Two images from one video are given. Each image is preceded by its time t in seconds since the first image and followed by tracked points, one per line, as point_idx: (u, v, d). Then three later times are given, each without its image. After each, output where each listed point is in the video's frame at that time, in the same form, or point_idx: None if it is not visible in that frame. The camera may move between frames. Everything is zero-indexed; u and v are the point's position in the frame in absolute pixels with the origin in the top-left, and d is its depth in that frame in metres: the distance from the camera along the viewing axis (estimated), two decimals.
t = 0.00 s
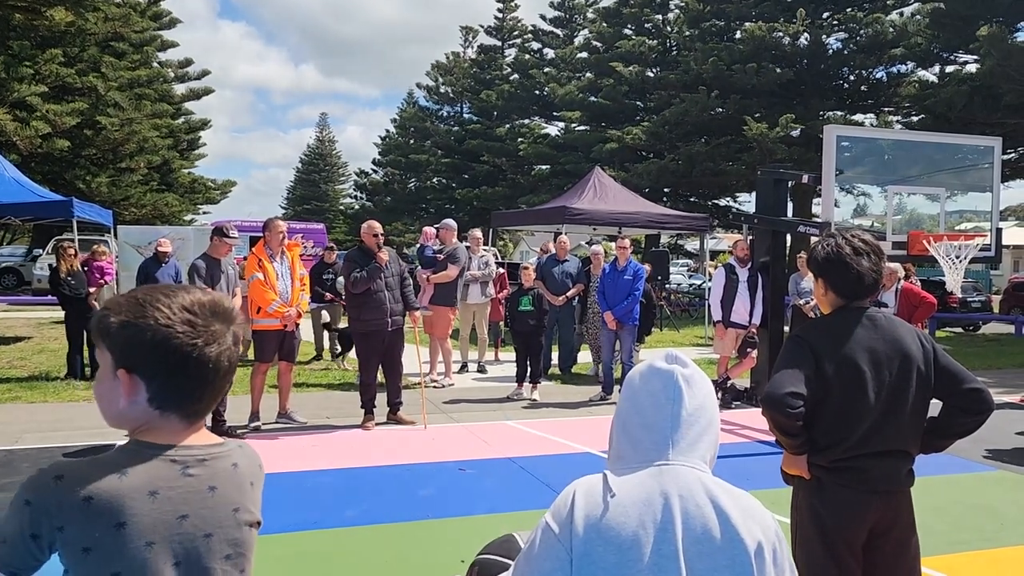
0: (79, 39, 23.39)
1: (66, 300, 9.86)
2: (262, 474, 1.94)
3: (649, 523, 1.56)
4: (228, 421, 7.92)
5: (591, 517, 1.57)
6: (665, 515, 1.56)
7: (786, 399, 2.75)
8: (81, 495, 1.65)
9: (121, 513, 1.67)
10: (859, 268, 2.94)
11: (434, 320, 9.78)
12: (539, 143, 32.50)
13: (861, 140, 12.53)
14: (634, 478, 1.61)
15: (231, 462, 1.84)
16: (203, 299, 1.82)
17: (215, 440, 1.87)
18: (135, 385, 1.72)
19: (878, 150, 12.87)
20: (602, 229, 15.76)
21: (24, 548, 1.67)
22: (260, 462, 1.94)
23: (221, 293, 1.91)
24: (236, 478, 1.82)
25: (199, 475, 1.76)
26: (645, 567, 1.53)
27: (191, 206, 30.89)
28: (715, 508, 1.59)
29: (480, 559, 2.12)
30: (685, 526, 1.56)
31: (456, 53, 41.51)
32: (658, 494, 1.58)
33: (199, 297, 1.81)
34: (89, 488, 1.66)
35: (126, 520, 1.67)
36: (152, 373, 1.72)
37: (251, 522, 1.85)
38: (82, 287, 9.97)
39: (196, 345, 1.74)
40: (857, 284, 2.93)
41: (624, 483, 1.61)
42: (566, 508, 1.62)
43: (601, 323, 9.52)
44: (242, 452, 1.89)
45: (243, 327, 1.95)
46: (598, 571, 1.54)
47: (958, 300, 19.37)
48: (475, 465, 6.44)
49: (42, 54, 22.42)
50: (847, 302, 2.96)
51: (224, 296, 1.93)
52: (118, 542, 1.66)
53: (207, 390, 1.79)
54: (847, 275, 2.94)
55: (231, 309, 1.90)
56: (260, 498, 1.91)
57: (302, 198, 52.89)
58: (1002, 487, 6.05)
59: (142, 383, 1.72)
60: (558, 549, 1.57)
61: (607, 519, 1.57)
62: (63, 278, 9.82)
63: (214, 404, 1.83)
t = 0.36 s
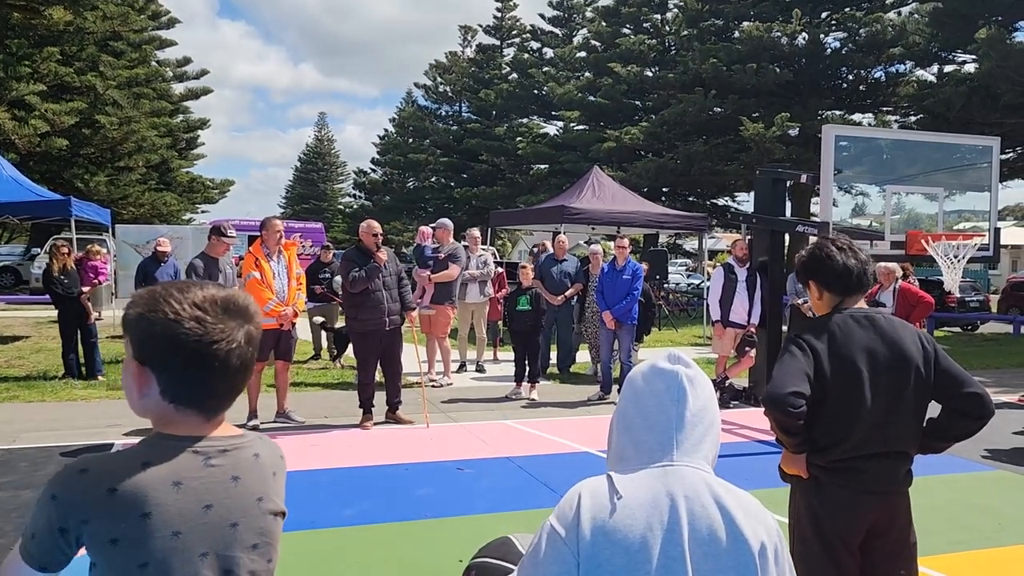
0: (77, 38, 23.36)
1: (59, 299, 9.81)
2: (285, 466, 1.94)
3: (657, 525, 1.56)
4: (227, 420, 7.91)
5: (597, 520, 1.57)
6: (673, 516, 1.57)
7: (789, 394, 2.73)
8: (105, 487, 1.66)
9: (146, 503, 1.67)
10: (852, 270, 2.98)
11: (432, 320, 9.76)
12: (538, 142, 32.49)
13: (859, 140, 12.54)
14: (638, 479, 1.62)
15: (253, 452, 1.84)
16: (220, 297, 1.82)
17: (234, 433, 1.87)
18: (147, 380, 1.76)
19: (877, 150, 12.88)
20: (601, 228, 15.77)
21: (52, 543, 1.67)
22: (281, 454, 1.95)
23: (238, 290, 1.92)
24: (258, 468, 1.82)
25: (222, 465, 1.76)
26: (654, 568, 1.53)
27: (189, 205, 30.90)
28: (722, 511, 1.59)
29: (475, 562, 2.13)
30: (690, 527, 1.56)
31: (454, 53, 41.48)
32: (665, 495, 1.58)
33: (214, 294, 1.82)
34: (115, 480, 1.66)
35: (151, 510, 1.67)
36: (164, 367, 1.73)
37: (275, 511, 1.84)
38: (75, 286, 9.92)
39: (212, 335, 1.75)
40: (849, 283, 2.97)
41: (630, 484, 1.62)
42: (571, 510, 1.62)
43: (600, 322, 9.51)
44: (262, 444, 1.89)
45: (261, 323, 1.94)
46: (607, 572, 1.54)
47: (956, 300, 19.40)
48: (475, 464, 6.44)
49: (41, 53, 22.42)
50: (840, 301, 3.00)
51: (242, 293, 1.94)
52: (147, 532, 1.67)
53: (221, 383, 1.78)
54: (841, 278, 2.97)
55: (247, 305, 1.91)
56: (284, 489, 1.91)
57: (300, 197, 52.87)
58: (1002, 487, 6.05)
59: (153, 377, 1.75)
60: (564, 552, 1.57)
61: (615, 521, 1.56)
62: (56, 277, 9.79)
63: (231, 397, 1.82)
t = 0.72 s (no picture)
0: (75, 37, 23.36)
1: (52, 299, 9.79)
2: (272, 478, 1.90)
3: (655, 523, 1.56)
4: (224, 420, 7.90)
5: (595, 517, 1.57)
6: (669, 514, 1.57)
7: (790, 389, 2.74)
8: (74, 494, 1.69)
9: (111, 515, 1.68)
10: (844, 275, 3.09)
11: (430, 319, 9.76)
12: (536, 142, 32.50)
13: (858, 139, 12.54)
14: (637, 476, 1.62)
15: (231, 465, 1.81)
16: (198, 300, 1.82)
17: (217, 443, 1.85)
18: (121, 383, 1.77)
19: (875, 150, 12.89)
20: (599, 228, 15.77)
21: (26, 547, 1.73)
22: (270, 466, 1.91)
23: (223, 295, 1.92)
24: (235, 482, 1.79)
25: (195, 478, 1.74)
26: (652, 568, 1.54)
27: (187, 205, 30.89)
28: (719, 511, 1.60)
29: (471, 561, 2.13)
30: (687, 525, 1.57)
31: (453, 52, 41.48)
32: (662, 493, 1.59)
33: (190, 299, 1.82)
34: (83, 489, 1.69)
35: (115, 522, 1.67)
36: (138, 370, 1.74)
37: (253, 527, 1.80)
38: (69, 285, 9.89)
39: (181, 333, 1.75)
40: (833, 283, 3.09)
41: (627, 482, 1.62)
42: (570, 508, 1.61)
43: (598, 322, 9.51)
44: (244, 457, 1.85)
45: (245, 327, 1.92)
46: (603, 571, 1.54)
47: (953, 300, 19.44)
48: (473, 464, 6.44)
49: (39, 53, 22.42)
50: (830, 302, 3.09)
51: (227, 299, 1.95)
52: (111, 543, 1.67)
53: (197, 383, 1.77)
54: (832, 282, 3.09)
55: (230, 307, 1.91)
56: (269, 502, 1.87)
57: (299, 196, 52.86)
58: (1000, 487, 6.04)
59: (128, 381, 1.76)
60: (563, 550, 1.57)
61: (612, 519, 1.57)
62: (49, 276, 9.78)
63: (206, 401, 1.80)
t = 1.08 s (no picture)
0: (74, 37, 23.35)
1: (49, 299, 9.94)
2: (243, 486, 1.85)
3: (655, 521, 1.56)
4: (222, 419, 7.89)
5: (595, 513, 1.57)
6: (669, 512, 1.57)
7: (796, 381, 2.74)
8: (26, 505, 1.67)
9: (66, 526, 1.65)
10: (850, 282, 3.14)
11: (430, 318, 9.77)
12: (535, 142, 32.50)
13: (856, 140, 12.56)
14: (636, 476, 1.62)
15: (194, 475, 1.76)
16: (144, 300, 1.77)
17: (180, 450, 1.80)
18: (72, 387, 1.75)
19: (874, 150, 12.91)
20: (598, 228, 15.77)
21: None
22: (241, 473, 1.86)
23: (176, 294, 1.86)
24: (197, 494, 1.74)
25: (152, 489, 1.70)
26: (651, 567, 1.54)
27: (186, 204, 30.88)
28: (719, 510, 1.60)
29: (469, 560, 2.12)
30: (688, 523, 1.57)
31: (452, 52, 41.48)
32: (663, 492, 1.59)
33: (137, 299, 1.77)
34: (37, 499, 1.67)
35: (70, 533, 1.65)
36: (81, 375, 1.72)
37: (218, 539, 1.76)
38: (65, 285, 10.02)
39: (117, 332, 1.70)
40: (837, 288, 3.15)
41: (628, 480, 1.61)
42: (570, 505, 1.61)
43: (597, 322, 9.50)
44: (211, 465, 1.81)
45: (201, 328, 1.85)
46: (603, 568, 1.54)
47: (952, 300, 19.45)
48: (472, 464, 6.43)
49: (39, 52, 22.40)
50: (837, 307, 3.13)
51: (186, 299, 1.89)
52: (63, 554, 1.65)
53: (142, 381, 1.71)
54: (838, 289, 3.14)
55: (186, 308, 1.85)
56: (239, 510, 1.83)
57: (298, 196, 52.88)
58: (1000, 487, 6.03)
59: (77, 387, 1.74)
60: (563, 547, 1.57)
61: (611, 516, 1.57)
62: (45, 276, 9.85)
63: (151, 400, 1.72)
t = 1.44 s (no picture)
0: (74, 37, 23.35)
1: (45, 299, 9.97)
2: (232, 489, 1.84)
3: (659, 522, 1.56)
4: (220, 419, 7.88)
5: (599, 515, 1.56)
6: (673, 514, 1.57)
7: (823, 376, 2.75)
8: (8, 516, 1.69)
9: (47, 535, 1.66)
10: (877, 283, 3.15)
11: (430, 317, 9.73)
12: (534, 142, 32.50)
13: (855, 140, 12.58)
14: (641, 478, 1.61)
15: (177, 481, 1.75)
16: (113, 304, 1.75)
17: (164, 455, 1.79)
18: (49, 395, 1.75)
19: (873, 150, 12.91)
20: (597, 228, 15.76)
21: None
22: (230, 476, 1.85)
23: (145, 294, 1.84)
24: (179, 500, 1.73)
25: (134, 497, 1.69)
26: (654, 568, 1.54)
27: (185, 204, 30.82)
28: (720, 508, 1.60)
29: (466, 562, 2.11)
30: (690, 524, 1.57)
31: (451, 52, 41.46)
32: (666, 493, 1.59)
33: (105, 303, 1.75)
34: (17, 509, 1.69)
35: (51, 544, 1.66)
36: (54, 384, 1.71)
37: (205, 544, 1.76)
38: (62, 285, 10.05)
39: (81, 337, 1.69)
40: (865, 290, 3.15)
41: (632, 482, 1.61)
42: (574, 507, 1.59)
43: (596, 322, 9.51)
44: (198, 469, 1.80)
45: (173, 329, 1.81)
46: (608, 569, 1.53)
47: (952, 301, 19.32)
48: (471, 463, 6.43)
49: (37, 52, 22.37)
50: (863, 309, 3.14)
51: (157, 300, 1.85)
52: (43, 563, 1.67)
53: (109, 386, 1.69)
54: (866, 290, 3.15)
55: (157, 308, 1.82)
56: (228, 515, 1.82)
57: (297, 195, 52.88)
58: (999, 487, 6.03)
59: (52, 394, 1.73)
60: (569, 551, 1.55)
61: (615, 518, 1.56)
62: (43, 276, 9.89)
63: (121, 405, 1.70)
